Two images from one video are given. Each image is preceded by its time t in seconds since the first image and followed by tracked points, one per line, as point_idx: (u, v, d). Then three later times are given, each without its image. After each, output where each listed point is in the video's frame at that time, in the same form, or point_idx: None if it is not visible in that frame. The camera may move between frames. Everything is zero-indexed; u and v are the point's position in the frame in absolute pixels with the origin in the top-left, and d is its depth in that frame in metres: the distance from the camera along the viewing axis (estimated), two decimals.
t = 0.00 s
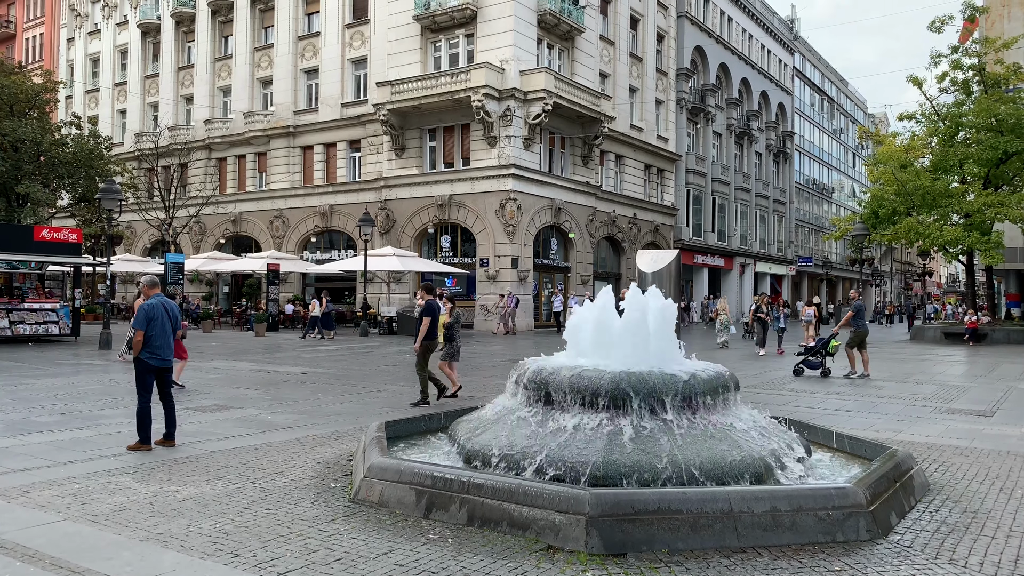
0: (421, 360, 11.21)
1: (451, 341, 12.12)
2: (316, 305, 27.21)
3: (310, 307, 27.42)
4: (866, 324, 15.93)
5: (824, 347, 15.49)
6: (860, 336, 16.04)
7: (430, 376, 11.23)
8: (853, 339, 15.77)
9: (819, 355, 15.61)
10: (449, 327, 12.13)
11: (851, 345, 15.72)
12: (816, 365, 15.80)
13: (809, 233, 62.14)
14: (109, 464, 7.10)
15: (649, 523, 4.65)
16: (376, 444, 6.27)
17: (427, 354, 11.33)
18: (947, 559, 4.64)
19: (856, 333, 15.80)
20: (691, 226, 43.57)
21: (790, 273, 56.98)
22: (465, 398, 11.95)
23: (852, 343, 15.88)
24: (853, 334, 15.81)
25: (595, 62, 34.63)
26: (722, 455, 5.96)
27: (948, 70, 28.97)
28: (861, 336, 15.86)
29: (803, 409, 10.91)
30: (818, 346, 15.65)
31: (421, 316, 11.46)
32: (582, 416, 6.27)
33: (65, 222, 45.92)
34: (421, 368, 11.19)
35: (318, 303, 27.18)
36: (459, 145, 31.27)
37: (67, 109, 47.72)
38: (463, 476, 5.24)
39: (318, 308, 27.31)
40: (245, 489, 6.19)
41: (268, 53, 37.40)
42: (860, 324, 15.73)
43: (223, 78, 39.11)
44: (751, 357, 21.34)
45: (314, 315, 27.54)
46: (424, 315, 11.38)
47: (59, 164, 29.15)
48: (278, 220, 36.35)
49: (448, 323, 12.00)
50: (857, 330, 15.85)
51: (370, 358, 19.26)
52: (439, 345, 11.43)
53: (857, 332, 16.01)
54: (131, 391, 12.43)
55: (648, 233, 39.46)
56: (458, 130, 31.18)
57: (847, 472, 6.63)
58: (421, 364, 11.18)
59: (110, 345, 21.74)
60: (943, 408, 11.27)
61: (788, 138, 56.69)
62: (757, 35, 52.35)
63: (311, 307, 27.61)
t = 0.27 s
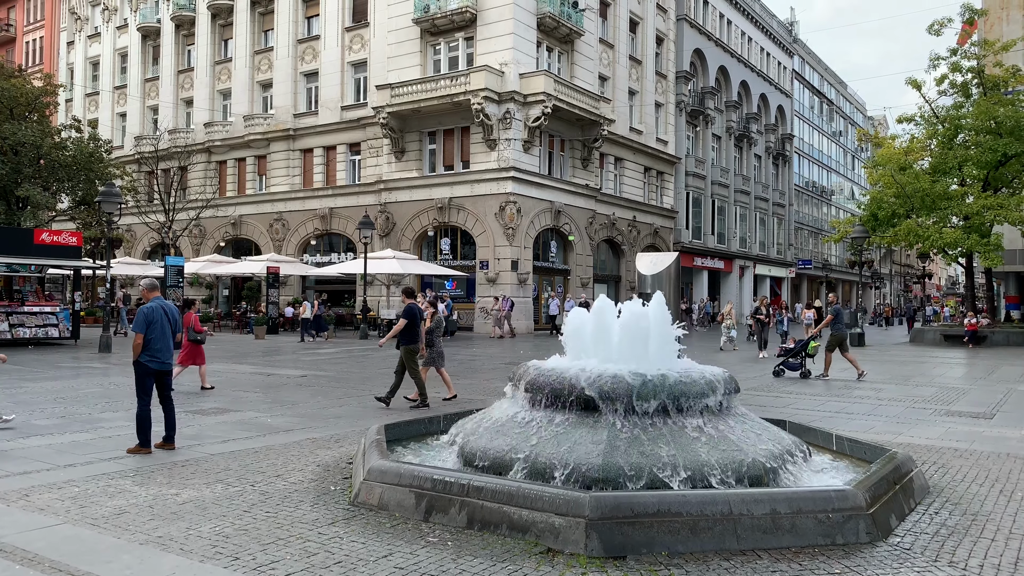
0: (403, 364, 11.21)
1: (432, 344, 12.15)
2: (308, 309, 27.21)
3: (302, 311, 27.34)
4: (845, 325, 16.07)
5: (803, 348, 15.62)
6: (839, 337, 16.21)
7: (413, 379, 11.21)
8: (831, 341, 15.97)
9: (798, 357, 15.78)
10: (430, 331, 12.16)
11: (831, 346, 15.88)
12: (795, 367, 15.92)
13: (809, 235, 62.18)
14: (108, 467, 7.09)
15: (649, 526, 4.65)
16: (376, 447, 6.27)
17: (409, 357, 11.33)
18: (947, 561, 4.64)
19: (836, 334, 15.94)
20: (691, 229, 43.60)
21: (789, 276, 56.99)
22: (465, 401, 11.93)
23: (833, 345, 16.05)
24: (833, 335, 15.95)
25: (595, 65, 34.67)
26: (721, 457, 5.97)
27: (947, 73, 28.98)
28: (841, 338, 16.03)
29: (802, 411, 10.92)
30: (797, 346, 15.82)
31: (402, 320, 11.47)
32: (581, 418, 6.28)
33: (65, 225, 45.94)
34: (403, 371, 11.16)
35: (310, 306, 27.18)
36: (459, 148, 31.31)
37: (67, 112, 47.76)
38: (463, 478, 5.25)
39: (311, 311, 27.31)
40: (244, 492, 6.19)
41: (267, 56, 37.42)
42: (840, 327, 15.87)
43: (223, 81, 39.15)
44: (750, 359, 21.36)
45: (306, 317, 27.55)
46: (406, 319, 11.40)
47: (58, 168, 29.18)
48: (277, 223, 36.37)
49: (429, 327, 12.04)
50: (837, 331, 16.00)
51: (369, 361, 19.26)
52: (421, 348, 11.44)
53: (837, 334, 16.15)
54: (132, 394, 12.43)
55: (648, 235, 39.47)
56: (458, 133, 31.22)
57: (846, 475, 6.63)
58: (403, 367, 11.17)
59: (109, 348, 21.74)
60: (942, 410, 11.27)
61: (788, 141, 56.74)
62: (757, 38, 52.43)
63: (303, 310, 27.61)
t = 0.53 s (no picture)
0: (380, 368, 11.20)
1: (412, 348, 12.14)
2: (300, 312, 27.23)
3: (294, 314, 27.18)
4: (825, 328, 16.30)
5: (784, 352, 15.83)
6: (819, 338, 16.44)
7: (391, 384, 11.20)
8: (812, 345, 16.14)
9: (779, 360, 15.94)
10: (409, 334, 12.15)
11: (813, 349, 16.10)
12: (777, 370, 16.08)
13: (809, 239, 62.22)
14: (108, 472, 7.07)
15: (649, 530, 4.64)
16: (375, 452, 6.26)
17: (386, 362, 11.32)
18: (948, 566, 4.63)
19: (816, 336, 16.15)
20: (691, 233, 43.63)
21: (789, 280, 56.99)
22: (465, 405, 11.92)
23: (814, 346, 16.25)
24: (813, 337, 16.14)
25: (595, 69, 34.73)
26: (722, 462, 5.96)
27: (946, 77, 29.04)
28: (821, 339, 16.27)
29: (803, 415, 10.91)
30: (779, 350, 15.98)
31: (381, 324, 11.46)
32: (581, 422, 6.26)
33: (65, 230, 45.94)
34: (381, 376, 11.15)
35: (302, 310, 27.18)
36: (459, 152, 31.34)
37: (67, 117, 47.79)
38: (463, 483, 5.24)
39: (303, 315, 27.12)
40: (243, 497, 6.18)
41: (267, 60, 37.48)
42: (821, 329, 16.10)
43: (223, 86, 39.20)
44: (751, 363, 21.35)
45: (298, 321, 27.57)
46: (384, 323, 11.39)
47: (59, 172, 29.20)
48: (277, 227, 36.38)
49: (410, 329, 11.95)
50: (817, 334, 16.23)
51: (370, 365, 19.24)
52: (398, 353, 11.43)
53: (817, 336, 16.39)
54: (131, 398, 12.40)
55: (648, 239, 39.48)
56: (457, 138, 31.26)
57: (847, 479, 6.62)
58: (381, 371, 11.16)
59: (109, 353, 21.73)
60: (943, 414, 11.27)
61: (787, 145, 56.80)
62: (756, 42, 52.53)
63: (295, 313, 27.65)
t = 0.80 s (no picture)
0: (363, 372, 11.12)
1: (392, 354, 12.19)
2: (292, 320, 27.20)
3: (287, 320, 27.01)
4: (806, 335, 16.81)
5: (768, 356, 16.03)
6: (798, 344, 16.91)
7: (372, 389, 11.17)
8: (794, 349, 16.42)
9: (761, 365, 16.16)
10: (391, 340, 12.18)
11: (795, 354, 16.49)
12: (759, 375, 16.28)
13: (808, 244, 62.24)
14: (108, 477, 7.07)
15: (649, 536, 4.63)
16: (375, 457, 6.25)
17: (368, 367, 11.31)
18: (949, 571, 4.62)
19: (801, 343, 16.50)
20: (691, 238, 43.66)
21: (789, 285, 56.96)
22: (466, 411, 11.90)
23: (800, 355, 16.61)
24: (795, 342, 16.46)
25: (594, 75, 34.80)
26: (722, 468, 5.95)
27: (946, 82, 29.10)
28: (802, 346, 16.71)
29: (803, 421, 10.90)
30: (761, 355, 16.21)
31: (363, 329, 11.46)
32: (581, 429, 6.25)
33: (65, 236, 45.99)
34: (362, 381, 11.12)
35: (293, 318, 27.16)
36: (459, 158, 31.37)
37: (68, 123, 47.88)
38: (463, 489, 5.23)
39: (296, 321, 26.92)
40: (243, 503, 6.17)
41: (268, 66, 37.55)
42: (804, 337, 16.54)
43: (223, 92, 39.28)
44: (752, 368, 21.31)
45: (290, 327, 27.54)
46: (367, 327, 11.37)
47: (59, 178, 29.24)
48: (278, 233, 36.41)
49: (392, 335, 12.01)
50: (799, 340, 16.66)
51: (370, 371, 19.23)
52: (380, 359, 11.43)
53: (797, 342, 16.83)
54: (130, 404, 12.39)
55: (648, 245, 39.48)
56: (458, 143, 31.30)
57: (848, 485, 6.61)
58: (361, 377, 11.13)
59: (108, 359, 21.71)
60: (943, 419, 11.25)
61: (787, 150, 56.87)
62: (756, 48, 52.65)
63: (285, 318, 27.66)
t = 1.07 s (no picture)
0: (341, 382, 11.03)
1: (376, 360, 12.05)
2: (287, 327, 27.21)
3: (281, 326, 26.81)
4: (788, 340, 17.02)
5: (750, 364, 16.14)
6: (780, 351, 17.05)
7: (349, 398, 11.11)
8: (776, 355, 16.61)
9: (744, 370, 16.32)
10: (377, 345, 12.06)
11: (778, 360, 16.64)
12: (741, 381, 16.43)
13: (809, 251, 62.26)
14: (109, 485, 7.06)
15: (650, 543, 4.62)
16: (376, 465, 6.24)
17: (346, 375, 11.24)
18: None
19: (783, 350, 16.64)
20: (691, 245, 43.68)
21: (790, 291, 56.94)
22: (467, 418, 11.89)
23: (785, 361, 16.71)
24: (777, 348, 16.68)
25: (595, 82, 34.88)
26: (722, 474, 5.94)
27: (945, 89, 29.16)
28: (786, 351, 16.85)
29: (805, 427, 10.88)
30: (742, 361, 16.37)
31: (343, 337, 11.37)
32: (581, 435, 6.24)
33: (67, 244, 46.07)
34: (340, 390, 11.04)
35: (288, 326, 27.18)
36: (459, 165, 31.43)
37: (70, 131, 48.00)
38: (463, 496, 5.22)
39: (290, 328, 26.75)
40: (244, 510, 6.16)
41: (269, 74, 37.64)
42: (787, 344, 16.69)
43: (225, 99, 39.39)
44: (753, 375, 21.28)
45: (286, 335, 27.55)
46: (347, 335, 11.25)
47: (61, 186, 29.29)
48: (279, 240, 36.45)
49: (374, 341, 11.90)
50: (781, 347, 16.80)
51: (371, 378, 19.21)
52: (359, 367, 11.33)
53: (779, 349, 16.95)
54: (131, 412, 12.39)
55: (649, 251, 39.49)
56: (458, 150, 31.36)
57: (849, 492, 6.59)
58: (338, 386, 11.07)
59: (109, 366, 21.71)
60: (945, 426, 11.24)
61: (787, 157, 56.94)
62: (755, 55, 52.78)
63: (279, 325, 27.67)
